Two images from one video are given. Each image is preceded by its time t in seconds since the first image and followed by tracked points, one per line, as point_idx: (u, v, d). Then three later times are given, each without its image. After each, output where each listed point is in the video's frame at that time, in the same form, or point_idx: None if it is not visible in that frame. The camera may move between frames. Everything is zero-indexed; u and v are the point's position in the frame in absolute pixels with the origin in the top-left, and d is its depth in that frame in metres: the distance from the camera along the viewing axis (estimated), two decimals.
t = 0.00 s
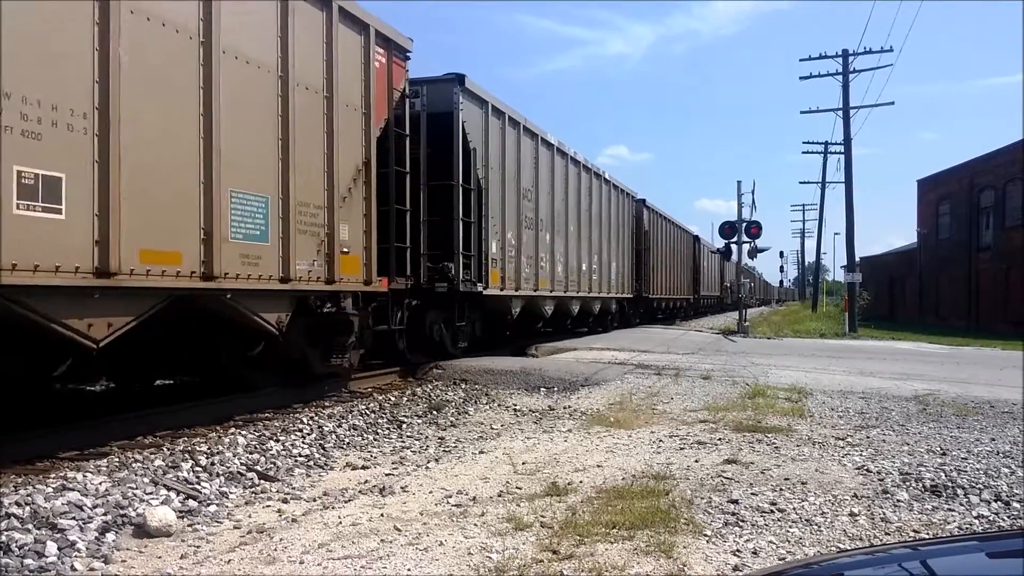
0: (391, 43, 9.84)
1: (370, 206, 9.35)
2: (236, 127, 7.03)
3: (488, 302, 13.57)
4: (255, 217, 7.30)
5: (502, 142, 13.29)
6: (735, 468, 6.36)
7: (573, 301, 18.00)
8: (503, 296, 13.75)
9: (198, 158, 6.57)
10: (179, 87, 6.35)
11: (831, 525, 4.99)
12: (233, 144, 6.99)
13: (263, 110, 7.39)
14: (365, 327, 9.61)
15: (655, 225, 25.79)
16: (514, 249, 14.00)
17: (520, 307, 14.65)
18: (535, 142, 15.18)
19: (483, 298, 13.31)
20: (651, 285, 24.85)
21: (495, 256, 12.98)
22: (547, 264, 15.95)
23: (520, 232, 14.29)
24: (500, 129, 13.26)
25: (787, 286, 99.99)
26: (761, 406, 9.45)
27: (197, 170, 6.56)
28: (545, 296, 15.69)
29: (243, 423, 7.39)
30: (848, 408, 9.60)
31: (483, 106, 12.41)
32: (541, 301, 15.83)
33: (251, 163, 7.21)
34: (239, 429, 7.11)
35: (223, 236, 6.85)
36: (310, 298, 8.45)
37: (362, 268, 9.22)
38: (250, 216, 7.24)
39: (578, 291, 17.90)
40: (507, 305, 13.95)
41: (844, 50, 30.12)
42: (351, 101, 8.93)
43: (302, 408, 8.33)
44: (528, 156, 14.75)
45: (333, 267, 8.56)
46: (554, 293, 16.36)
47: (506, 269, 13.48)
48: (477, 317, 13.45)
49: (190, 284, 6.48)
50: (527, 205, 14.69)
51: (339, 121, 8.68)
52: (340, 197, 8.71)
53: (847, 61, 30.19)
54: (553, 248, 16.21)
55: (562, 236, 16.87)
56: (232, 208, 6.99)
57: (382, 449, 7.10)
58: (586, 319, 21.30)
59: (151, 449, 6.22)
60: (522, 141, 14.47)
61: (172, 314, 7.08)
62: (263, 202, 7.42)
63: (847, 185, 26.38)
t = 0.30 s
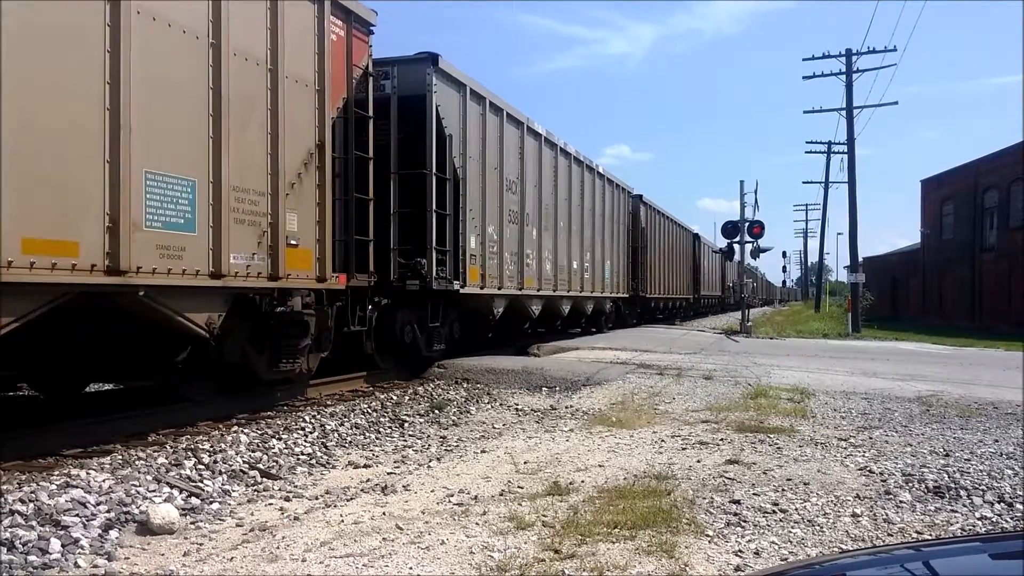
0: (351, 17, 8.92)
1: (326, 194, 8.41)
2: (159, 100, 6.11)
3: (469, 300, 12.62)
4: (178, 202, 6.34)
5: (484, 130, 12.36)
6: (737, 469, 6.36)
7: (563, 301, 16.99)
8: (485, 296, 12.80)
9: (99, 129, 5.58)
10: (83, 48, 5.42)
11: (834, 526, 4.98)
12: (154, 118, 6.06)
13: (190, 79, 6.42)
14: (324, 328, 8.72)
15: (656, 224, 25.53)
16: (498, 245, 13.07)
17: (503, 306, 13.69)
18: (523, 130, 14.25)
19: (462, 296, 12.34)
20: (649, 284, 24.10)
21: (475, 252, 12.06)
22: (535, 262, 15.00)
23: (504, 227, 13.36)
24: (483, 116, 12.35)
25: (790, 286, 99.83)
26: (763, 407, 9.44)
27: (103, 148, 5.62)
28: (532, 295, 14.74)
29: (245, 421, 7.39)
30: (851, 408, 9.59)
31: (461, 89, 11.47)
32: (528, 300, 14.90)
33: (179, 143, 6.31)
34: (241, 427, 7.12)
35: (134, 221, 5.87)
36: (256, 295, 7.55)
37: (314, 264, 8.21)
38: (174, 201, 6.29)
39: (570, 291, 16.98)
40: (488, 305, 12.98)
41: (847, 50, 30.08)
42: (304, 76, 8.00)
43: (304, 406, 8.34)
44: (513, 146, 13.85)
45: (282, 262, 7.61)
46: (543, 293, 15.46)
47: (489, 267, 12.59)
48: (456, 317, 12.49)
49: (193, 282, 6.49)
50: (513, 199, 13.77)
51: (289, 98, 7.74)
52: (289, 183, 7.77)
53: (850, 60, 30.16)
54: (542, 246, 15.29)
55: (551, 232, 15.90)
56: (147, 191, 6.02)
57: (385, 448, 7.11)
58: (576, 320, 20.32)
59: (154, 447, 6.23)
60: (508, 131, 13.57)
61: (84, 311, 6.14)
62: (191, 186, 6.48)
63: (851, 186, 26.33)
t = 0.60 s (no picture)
0: None
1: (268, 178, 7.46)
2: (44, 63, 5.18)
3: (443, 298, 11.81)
4: (70, 181, 5.42)
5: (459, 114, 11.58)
6: (737, 467, 6.36)
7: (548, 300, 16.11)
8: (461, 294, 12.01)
9: None
10: None
11: (833, 524, 4.99)
12: (37, 82, 5.14)
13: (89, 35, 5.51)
14: (272, 329, 8.04)
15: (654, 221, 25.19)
16: (477, 238, 12.31)
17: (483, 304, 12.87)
18: (505, 115, 13.48)
19: (434, 293, 11.53)
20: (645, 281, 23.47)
21: (452, 245, 11.30)
22: (519, 257, 14.19)
23: (484, 219, 12.59)
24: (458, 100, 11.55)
25: (791, 284, 99.74)
26: (764, 405, 9.45)
27: None
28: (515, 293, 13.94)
29: (246, 418, 7.41)
30: (851, 407, 9.60)
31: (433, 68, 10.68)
32: (510, 299, 14.09)
33: (74, 115, 5.41)
34: (242, 424, 7.14)
35: (9, 203, 4.96)
36: (189, 290, 6.73)
37: (252, 256, 7.27)
38: (63, 180, 5.37)
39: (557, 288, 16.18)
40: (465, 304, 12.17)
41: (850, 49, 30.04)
42: (236, 42, 7.02)
43: (304, 403, 8.35)
44: (494, 133, 13.05)
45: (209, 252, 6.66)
46: (528, 290, 14.73)
47: (467, 262, 11.84)
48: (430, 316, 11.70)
49: (195, 279, 6.50)
50: (493, 190, 12.99)
51: (218, 66, 6.77)
52: (221, 164, 6.83)
53: (852, 59, 30.12)
54: (526, 240, 14.46)
55: (536, 226, 15.08)
56: (30, 169, 5.12)
57: (385, 445, 7.12)
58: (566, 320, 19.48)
59: (154, 443, 6.24)
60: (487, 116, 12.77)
61: None
62: (89, 163, 5.55)
63: (853, 185, 26.31)
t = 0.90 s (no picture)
0: None
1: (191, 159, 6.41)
2: None
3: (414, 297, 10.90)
4: None
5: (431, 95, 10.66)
6: (738, 466, 6.35)
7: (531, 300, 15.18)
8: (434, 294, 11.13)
9: None
10: None
11: (835, 524, 4.98)
12: None
13: None
14: (205, 332, 7.29)
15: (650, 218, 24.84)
16: (451, 233, 11.39)
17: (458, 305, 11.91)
18: (484, 101, 12.56)
19: (402, 292, 10.64)
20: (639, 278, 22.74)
21: (421, 240, 10.36)
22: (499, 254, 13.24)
23: (459, 212, 11.67)
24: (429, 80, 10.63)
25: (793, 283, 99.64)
26: (764, 404, 9.44)
27: None
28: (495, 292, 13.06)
29: (247, 418, 7.39)
30: (852, 406, 9.59)
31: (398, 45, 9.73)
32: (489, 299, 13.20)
33: None
34: (243, 424, 7.13)
35: None
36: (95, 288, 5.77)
37: (171, 252, 6.20)
38: None
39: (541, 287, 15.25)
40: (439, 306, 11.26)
41: (849, 47, 29.98)
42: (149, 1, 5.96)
43: (305, 403, 8.34)
44: (470, 120, 12.09)
45: (111, 245, 5.61)
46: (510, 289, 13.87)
47: (438, 259, 10.93)
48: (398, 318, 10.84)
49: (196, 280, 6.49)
50: (470, 182, 12.05)
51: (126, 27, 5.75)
52: (128, 142, 5.79)
53: (851, 57, 30.04)
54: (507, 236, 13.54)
55: (518, 219, 14.15)
56: None
57: (386, 445, 7.11)
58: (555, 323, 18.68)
59: (155, 444, 6.24)
60: (463, 101, 11.83)
61: None
62: None
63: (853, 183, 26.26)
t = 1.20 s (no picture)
0: None
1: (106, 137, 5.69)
2: None
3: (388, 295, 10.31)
4: None
5: (402, 77, 10.02)
6: (744, 465, 6.34)
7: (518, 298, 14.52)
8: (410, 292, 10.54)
9: None
10: None
11: (842, 523, 4.97)
12: None
13: None
14: (136, 336, 6.49)
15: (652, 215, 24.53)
16: (425, 225, 10.78)
17: (434, 305, 11.26)
18: (463, 85, 11.94)
19: (370, 290, 10.00)
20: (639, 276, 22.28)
21: (391, 232, 9.76)
22: (480, 249, 12.64)
23: (435, 203, 11.05)
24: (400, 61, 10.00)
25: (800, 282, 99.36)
26: (770, 403, 9.43)
27: None
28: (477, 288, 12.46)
29: (253, 417, 7.42)
30: (858, 405, 9.57)
31: (362, 20, 9.10)
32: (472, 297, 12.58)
33: None
34: (249, 422, 7.15)
35: None
36: None
37: (77, 243, 5.49)
38: None
39: (528, 284, 14.63)
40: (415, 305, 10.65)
41: (856, 46, 29.85)
42: None
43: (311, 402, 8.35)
44: (448, 106, 11.46)
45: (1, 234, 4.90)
46: (494, 286, 13.29)
47: (412, 254, 10.37)
48: (371, 317, 10.25)
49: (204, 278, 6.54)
50: (448, 173, 11.44)
51: None
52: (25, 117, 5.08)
53: (860, 56, 29.90)
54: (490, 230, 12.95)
55: (502, 212, 13.53)
56: None
57: (392, 443, 7.13)
58: (546, 322, 18.05)
59: (162, 442, 6.26)
60: (440, 85, 11.21)
61: None
62: None
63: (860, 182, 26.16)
